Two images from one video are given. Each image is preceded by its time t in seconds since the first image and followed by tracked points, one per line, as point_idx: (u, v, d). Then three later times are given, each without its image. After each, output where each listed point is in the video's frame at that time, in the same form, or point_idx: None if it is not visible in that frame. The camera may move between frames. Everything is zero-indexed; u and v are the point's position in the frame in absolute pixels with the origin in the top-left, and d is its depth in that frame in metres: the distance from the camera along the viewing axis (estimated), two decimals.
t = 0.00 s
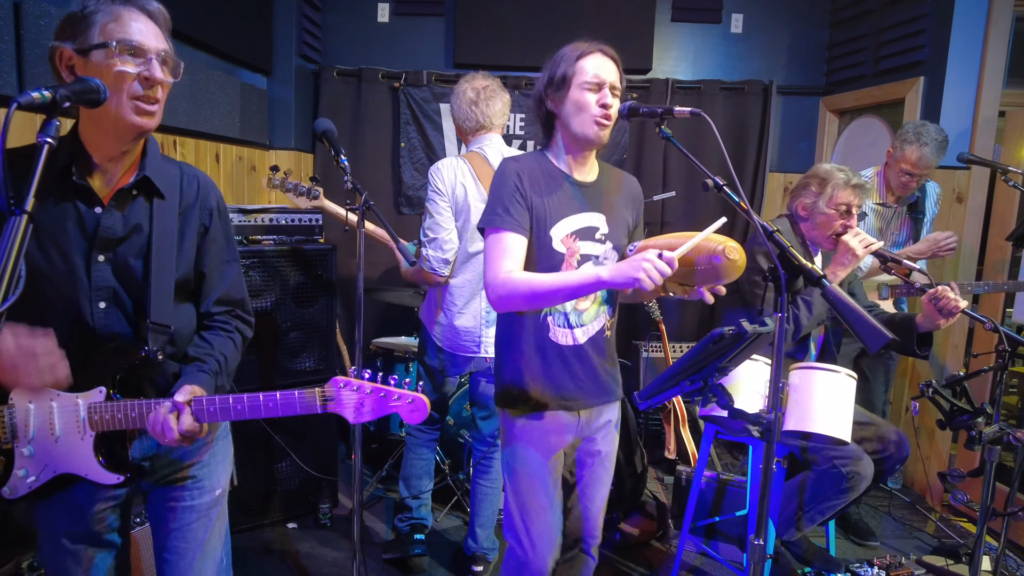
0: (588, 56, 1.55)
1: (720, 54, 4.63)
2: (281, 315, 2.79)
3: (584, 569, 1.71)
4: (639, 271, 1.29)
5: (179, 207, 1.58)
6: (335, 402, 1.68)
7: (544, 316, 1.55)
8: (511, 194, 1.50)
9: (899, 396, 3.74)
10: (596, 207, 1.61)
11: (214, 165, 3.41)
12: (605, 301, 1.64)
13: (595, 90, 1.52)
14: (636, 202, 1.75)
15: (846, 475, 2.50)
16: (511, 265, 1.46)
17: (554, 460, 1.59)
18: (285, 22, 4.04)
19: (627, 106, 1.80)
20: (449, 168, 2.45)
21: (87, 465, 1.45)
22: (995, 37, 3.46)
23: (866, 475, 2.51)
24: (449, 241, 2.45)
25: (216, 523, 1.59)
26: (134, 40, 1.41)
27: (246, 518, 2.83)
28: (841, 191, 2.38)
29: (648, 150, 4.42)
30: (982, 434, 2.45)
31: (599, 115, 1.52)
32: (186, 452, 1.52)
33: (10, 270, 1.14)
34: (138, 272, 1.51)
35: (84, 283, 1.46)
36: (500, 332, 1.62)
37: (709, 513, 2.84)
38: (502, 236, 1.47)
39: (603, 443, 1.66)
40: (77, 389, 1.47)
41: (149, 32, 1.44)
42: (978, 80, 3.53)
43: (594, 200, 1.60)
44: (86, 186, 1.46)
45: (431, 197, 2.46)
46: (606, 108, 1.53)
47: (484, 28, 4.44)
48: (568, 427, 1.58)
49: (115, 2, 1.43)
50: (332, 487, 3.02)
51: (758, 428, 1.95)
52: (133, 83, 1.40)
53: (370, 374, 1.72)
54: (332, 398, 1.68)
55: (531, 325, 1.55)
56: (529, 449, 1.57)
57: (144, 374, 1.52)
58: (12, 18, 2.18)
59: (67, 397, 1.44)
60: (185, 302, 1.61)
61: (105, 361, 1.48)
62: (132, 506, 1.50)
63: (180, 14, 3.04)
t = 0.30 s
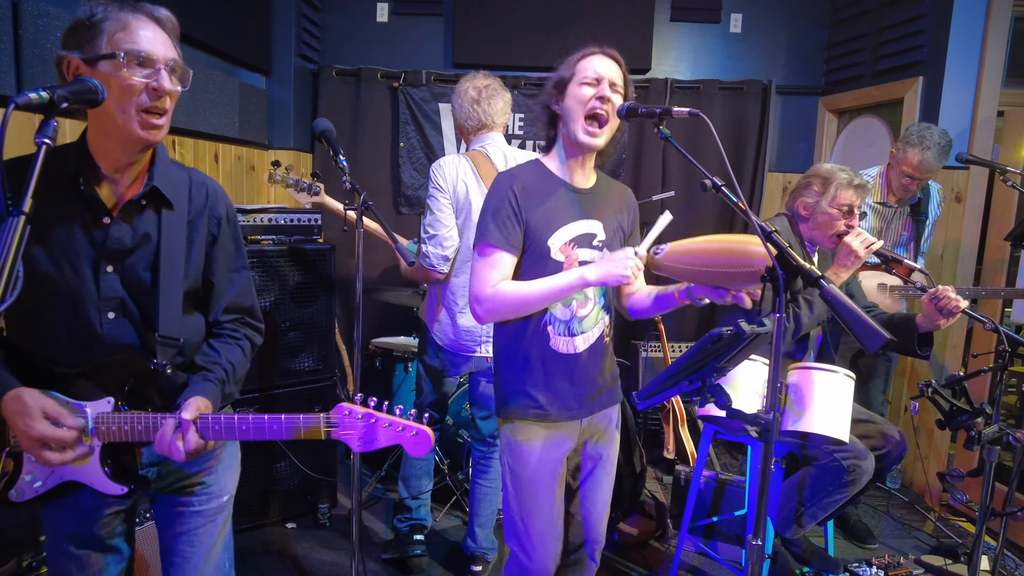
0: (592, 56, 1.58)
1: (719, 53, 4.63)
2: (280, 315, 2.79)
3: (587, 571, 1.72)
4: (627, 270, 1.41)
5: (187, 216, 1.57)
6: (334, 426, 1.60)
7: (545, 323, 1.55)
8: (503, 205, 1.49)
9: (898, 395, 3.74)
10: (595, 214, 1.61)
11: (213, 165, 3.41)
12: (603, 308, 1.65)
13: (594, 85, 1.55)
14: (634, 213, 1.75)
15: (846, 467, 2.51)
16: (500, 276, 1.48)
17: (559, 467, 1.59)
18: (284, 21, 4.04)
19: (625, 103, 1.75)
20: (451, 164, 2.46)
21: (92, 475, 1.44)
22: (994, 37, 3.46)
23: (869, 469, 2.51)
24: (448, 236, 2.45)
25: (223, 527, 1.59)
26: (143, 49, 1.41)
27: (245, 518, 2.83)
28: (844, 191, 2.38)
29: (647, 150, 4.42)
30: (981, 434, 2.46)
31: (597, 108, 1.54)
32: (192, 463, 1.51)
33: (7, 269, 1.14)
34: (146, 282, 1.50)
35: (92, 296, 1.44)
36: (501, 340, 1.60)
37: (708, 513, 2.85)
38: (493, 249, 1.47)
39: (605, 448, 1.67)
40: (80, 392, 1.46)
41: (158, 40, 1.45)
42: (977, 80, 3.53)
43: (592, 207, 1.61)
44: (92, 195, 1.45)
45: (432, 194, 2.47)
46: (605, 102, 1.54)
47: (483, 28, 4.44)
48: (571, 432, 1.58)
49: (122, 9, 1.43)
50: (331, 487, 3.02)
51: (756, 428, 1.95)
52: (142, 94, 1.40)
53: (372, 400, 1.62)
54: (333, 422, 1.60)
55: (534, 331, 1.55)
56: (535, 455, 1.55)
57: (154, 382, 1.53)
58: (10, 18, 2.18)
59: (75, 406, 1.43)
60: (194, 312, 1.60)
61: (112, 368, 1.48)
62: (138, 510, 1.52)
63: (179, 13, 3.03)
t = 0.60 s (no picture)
0: (559, 49, 1.57)
1: (719, 53, 4.63)
2: (279, 315, 2.79)
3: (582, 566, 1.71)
4: (647, 279, 1.29)
5: (201, 219, 1.55)
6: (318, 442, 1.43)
7: (545, 322, 1.54)
8: (503, 205, 1.50)
9: (897, 395, 3.74)
10: (597, 206, 1.61)
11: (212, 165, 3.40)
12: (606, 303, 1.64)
13: (566, 80, 1.54)
14: (637, 201, 1.75)
15: (846, 471, 2.51)
16: (510, 276, 1.46)
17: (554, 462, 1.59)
18: (284, 21, 4.04)
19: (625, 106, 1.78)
20: (451, 163, 2.46)
21: (99, 477, 1.42)
22: (994, 37, 3.46)
23: (866, 472, 2.51)
24: (447, 235, 2.45)
25: (230, 528, 1.58)
26: (157, 53, 1.39)
27: (245, 518, 2.83)
28: (843, 191, 2.39)
29: (647, 150, 4.42)
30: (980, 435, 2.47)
31: (573, 104, 1.53)
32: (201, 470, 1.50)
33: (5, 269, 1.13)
34: (157, 285, 1.49)
35: (104, 300, 1.43)
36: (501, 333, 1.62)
37: (707, 513, 2.85)
38: (500, 247, 1.47)
39: (602, 444, 1.66)
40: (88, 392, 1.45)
41: (174, 44, 1.43)
42: (976, 80, 3.53)
43: (592, 199, 1.60)
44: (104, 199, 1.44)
45: (432, 192, 2.47)
46: (580, 95, 1.53)
47: (482, 27, 4.44)
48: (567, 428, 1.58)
49: (137, 12, 1.42)
50: (330, 487, 3.02)
51: (755, 428, 1.95)
52: (157, 99, 1.38)
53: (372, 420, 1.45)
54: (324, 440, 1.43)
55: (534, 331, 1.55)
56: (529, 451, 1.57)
57: (157, 399, 1.47)
58: (9, 18, 2.17)
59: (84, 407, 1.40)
60: (204, 317, 1.59)
61: (122, 372, 1.46)
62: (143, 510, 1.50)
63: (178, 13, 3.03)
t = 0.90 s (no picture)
0: (585, 55, 1.56)
1: (719, 53, 4.63)
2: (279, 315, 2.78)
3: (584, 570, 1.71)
4: (638, 258, 1.26)
5: (213, 211, 1.48)
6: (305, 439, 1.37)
7: (542, 324, 1.55)
8: (503, 203, 1.50)
9: (897, 395, 3.74)
10: (594, 214, 1.61)
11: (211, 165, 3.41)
12: (602, 306, 1.64)
13: (590, 86, 1.53)
14: (634, 211, 1.75)
15: (844, 471, 2.52)
16: (514, 273, 1.46)
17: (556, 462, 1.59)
18: (283, 21, 4.04)
19: (624, 106, 1.77)
20: (451, 163, 2.46)
21: (107, 469, 1.36)
22: (993, 36, 3.46)
23: (864, 472, 2.53)
24: (445, 236, 2.46)
25: (243, 530, 1.52)
26: (164, 51, 1.35)
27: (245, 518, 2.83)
28: (836, 193, 2.38)
29: (646, 150, 4.42)
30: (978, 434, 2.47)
31: (592, 111, 1.52)
32: (213, 462, 1.44)
33: (4, 269, 1.13)
34: (167, 276, 1.42)
35: (113, 291, 1.39)
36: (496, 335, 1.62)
37: (707, 513, 2.85)
38: (501, 244, 1.47)
39: (602, 444, 1.66)
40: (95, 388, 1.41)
41: (186, 41, 1.38)
42: (976, 80, 3.53)
43: (590, 207, 1.60)
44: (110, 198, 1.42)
45: (431, 192, 2.47)
46: (601, 104, 1.53)
47: (482, 27, 4.44)
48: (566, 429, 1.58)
49: (152, 6, 1.38)
50: (330, 487, 3.02)
51: (755, 428, 1.95)
52: (162, 101, 1.35)
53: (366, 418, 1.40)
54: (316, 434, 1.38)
55: (528, 331, 1.55)
56: (530, 452, 1.57)
57: (172, 390, 1.43)
58: (8, 17, 2.17)
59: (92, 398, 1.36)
60: (218, 310, 1.51)
61: (128, 365, 1.40)
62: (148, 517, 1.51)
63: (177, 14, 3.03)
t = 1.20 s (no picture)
0: (574, 48, 1.55)
1: (718, 53, 4.63)
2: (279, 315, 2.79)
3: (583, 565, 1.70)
4: (624, 275, 1.38)
5: (224, 218, 1.43)
6: (274, 451, 1.33)
7: (546, 315, 1.55)
8: (505, 199, 1.50)
9: (897, 395, 3.74)
10: (599, 209, 1.61)
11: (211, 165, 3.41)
12: (606, 303, 1.64)
13: (586, 79, 1.52)
14: (637, 203, 1.75)
15: (844, 468, 2.52)
16: (498, 267, 1.49)
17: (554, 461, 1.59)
18: (283, 21, 4.04)
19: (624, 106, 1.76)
20: (451, 163, 2.45)
21: (112, 472, 1.36)
22: (992, 36, 3.46)
23: (866, 470, 2.52)
24: (445, 234, 2.46)
25: (257, 541, 1.46)
26: (151, 78, 1.27)
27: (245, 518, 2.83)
28: (837, 194, 2.38)
29: (646, 150, 4.42)
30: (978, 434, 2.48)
31: (594, 106, 1.52)
32: (225, 469, 1.40)
33: (5, 270, 1.13)
34: (174, 283, 1.40)
35: (123, 294, 1.38)
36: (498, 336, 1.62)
37: (706, 513, 2.85)
38: (496, 241, 1.48)
39: (600, 443, 1.67)
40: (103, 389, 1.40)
41: (177, 66, 1.29)
42: (975, 80, 3.53)
43: (595, 203, 1.60)
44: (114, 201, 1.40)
45: (431, 192, 2.47)
46: (601, 96, 1.52)
47: (481, 27, 4.44)
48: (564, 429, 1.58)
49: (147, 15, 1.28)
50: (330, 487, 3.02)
51: (755, 429, 1.95)
52: (151, 126, 1.29)
53: (335, 432, 1.33)
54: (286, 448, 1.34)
55: (529, 331, 1.55)
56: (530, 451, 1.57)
57: (179, 394, 1.41)
58: (7, 18, 2.17)
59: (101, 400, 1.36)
60: (225, 318, 1.46)
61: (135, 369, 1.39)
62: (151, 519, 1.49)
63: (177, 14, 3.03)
